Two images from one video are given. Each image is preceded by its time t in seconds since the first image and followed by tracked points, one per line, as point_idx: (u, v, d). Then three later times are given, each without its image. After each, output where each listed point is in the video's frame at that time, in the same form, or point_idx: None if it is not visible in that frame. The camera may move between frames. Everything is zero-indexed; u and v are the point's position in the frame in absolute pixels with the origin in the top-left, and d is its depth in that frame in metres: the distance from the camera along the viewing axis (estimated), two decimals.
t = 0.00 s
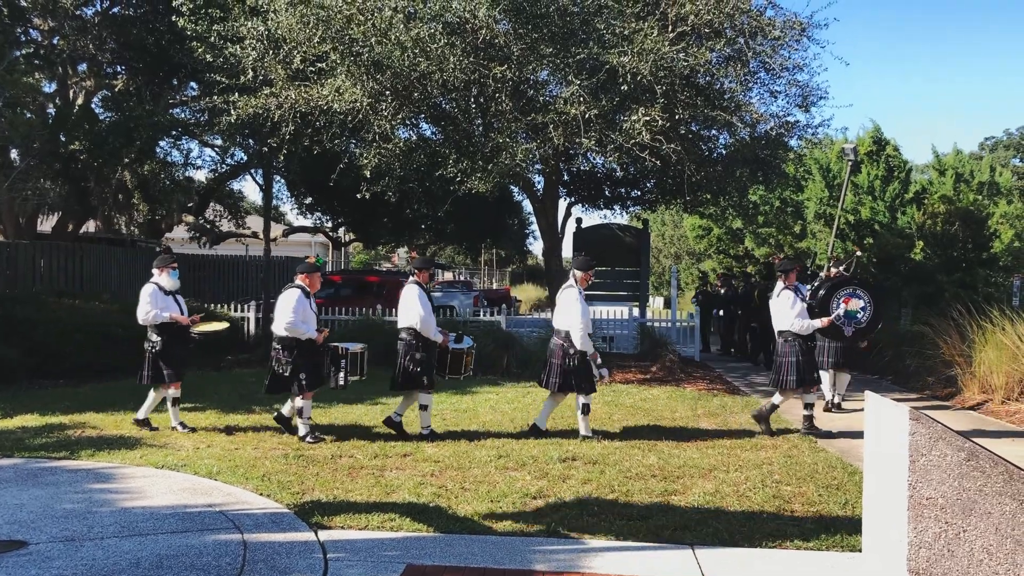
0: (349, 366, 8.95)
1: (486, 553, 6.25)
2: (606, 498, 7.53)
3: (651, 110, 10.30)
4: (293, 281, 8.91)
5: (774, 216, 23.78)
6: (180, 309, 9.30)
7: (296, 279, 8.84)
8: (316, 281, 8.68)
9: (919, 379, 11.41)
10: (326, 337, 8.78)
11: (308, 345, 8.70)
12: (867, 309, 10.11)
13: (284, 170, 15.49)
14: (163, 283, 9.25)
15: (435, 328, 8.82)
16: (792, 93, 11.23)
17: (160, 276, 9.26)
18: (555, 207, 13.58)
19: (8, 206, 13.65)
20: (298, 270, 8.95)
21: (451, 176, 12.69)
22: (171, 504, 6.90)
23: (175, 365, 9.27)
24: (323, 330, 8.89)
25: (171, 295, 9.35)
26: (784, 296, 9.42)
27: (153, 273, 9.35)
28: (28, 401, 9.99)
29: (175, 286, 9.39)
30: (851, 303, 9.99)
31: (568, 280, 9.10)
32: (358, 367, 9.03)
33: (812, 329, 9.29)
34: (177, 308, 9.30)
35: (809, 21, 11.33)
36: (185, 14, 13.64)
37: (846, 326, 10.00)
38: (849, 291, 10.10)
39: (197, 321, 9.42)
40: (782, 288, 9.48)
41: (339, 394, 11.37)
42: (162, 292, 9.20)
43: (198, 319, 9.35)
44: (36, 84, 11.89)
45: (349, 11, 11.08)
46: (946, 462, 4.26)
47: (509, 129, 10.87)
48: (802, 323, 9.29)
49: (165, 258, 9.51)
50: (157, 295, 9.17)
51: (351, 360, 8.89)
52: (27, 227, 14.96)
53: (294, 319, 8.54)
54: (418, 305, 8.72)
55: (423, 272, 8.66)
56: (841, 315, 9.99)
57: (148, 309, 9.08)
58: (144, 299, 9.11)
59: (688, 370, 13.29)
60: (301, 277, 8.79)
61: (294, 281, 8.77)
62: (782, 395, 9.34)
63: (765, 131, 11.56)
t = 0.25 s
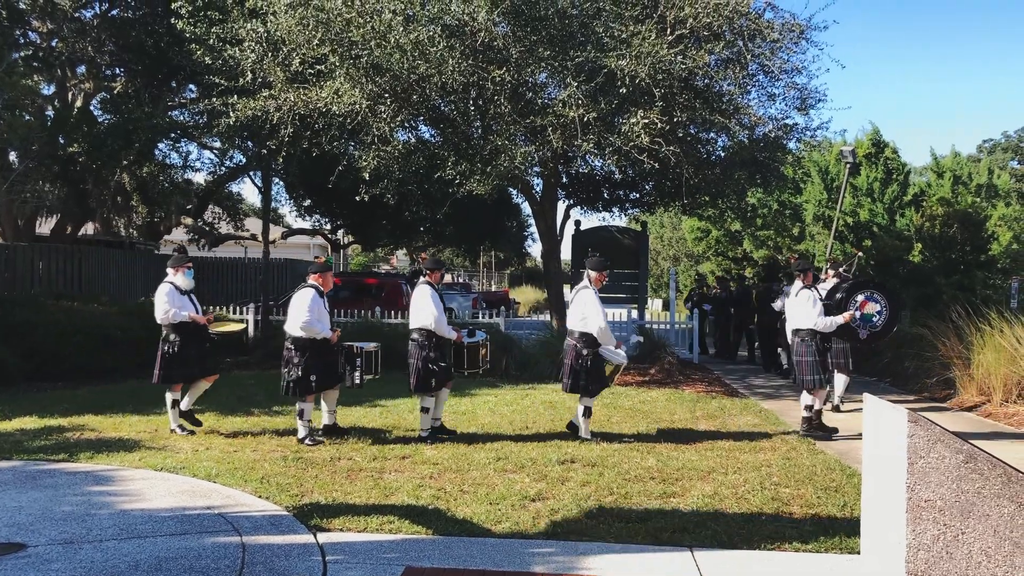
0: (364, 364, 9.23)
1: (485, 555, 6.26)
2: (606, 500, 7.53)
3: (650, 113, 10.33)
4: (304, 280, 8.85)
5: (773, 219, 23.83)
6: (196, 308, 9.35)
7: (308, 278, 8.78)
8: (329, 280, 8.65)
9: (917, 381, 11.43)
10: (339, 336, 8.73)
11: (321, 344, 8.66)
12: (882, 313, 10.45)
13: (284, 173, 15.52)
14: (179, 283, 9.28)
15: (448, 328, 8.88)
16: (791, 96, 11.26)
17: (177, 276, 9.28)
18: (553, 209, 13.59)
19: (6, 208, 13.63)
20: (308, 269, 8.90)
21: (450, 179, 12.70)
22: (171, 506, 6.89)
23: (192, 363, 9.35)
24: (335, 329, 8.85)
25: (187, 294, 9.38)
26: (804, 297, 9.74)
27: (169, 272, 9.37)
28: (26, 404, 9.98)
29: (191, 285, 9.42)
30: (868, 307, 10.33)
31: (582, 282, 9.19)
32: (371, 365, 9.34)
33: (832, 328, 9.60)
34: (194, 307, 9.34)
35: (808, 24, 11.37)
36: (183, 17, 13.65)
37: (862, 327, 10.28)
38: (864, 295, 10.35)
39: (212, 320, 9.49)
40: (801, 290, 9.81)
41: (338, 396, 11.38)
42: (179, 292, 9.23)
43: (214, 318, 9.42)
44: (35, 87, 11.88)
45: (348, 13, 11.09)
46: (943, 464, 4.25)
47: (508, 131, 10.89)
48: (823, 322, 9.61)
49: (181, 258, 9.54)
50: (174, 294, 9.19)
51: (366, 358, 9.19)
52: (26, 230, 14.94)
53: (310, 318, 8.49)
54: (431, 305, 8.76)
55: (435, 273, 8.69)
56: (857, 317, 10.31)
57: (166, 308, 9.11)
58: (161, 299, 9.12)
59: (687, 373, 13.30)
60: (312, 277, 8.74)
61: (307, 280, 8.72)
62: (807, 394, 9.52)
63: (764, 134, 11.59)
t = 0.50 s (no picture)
0: (376, 369, 8.99)
1: (485, 557, 6.25)
2: (606, 501, 7.53)
3: (649, 115, 10.34)
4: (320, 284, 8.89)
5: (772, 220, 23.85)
6: (211, 311, 9.23)
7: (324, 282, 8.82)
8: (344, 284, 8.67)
9: (917, 383, 11.43)
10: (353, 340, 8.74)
11: (334, 347, 8.67)
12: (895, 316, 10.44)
13: (284, 174, 15.52)
14: (194, 286, 9.13)
15: (462, 331, 8.86)
16: (790, 97, 11.27)
17: (191, 279, 9.13)
18: (553, 211, 13.58)
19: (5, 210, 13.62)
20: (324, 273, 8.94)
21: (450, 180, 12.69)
22: (171, 508, 6.88)
23: (210, 367, 9.20)
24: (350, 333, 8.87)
25: (201, 297, 9.25)
26: (818, 300, 9.74)
27: (182, 275, 9.21)
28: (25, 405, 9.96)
29: (205, 289, 9.31)
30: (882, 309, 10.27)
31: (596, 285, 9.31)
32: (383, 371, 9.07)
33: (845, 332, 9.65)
34: (209, 310, 9.22)
35: (807, 25, 11.38)
36: (183, 18, 13.65)
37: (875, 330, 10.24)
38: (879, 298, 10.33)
39: (228, 323, 9.37)
40: (815, 291, 9.80)
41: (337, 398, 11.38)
42: (194, 295, 9.09)
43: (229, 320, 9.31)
44: (35, 88, 11.88)
45: (348, 14, 11.10)
46: (945, 465, 4.25)
47: (507, 133, 10.91)
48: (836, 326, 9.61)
49: (193, 262, 9.39)
50: (190, 298, 9.05)
51: (378, 364, 8.95)
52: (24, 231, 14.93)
53: (323, 322, 8.52)
54: (445, 309, 8.75)
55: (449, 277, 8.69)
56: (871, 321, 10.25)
57: (182, 313, 8.98)
58: (177, 303, 8.97)
59: (686, 374, 13.30)
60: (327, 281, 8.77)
61: (322, 283, 8.75)
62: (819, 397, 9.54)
63: (763, 136, 11.60)
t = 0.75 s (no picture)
0: (388, 368, 8.97)
1: (487, 557, 6.24)
2: (607, 502, 7.52)
3: (649, 116, 10.36)
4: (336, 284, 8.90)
5: (772, 221, 23.85)
6: (229, 312, 9.16)
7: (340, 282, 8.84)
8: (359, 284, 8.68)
9: (917, 384, 11.45)
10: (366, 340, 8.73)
11: (349, 346, 8.66)
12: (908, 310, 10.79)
13: (284, 175, 15.52)
14: (211, 288, 9.07)
15: (476, 333, 8.84)
16: (791, 98, 11.28)
17: (208, 281, 9.07)
18: (553, 212, 13.58)
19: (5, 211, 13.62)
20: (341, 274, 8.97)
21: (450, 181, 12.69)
22: (172, 509, 6.86)
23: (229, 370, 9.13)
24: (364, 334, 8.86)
25: (219, 298, 9.20)
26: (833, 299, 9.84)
27: (200, 277, 9.16)
28: (26, 406, 9.95)
29: (223, 290, 9.25)
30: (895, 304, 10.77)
31: (609, 284, 9.38)
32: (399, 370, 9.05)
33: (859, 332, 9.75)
34: (226, 311, 9.16)
35: (808, 26, 11.39)
36: (183, 19, 13.67)
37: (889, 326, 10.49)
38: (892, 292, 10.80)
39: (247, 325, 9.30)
40: (829, 291, 9.91)
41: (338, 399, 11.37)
42: (211, 296, 9.04)
43: (247, 322, 9.23)
44: (34, 89, 11.87)
45: (348, 15, 11.11)
46: (947, 466, 4.25)
47: (507, 134, 10.93)
48: (851, 326, 9.68)
49: (211, 264, 9.34)
50: (207, 299, 9.01)
51: (393, 363, 8.91)
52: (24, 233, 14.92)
53: (336, 321, 8.53)
54: (460, 310, 8.75)
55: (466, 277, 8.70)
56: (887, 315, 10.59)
57: (200, 314, 8.92)
58: (195, 305, 8.93)
59: (686, 375, 13.31)
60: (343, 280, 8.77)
61: (338, 283, 8.77)
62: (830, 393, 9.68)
63: (764, 137, 11.61)
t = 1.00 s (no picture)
0: (401, 373, 8.97)
1: (488, 558, 6.23)
2: (608, 503, 7.52)
3: (649, 116, 10.36)
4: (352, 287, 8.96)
5: (773, 222, 23.84)
6: (245, 313, 9.08)
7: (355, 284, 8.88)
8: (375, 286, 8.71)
9: (918, 385, 11.44)
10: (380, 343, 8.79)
11: (361, 349, 8.75)
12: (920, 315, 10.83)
13: (284, 176, 15.50)
14: (227, 289, 8.99)
15: (491, 335, 8.83)
16: (791, 98, 11.29)
17: (225, 281, 8.99)
18: (553, 212, 13.58)
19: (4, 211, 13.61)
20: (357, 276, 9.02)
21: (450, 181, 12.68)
22: (172, 509, 6.85)
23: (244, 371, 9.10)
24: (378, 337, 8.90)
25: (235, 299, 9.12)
26: (852, 300, 9.61)
27: (216, 276, 9.07)
28: (26, 406, 9.94)
29: (239, 290, 9.17)
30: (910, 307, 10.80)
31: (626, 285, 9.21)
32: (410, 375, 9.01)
33: (878, 333, 9.56)
34: (243, 312, 9.08)
35: (808, 26, 11.40)
36: (183, 19, 13.68)
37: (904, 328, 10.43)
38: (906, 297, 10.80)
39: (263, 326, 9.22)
40: (848, 292, 9.65)
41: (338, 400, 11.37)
42: (228, 297, 8.96)
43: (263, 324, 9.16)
44: (34, 89, 11.87)
45: (349, 16, 11.11)
46: (949, 466, 4.24)
47: (508, 134, 10.93)
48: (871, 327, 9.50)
49: (226, 263, 9.24)
50: (224, 300, 8.94)
51: (406, 367, 8.93)
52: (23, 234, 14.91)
53: (351, 323, 8.62)
54: (476, 312, 8.75)
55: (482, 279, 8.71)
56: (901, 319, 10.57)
57: (217, 315, 8.85)
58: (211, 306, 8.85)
59: (687, 375, 13.31)
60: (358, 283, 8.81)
61: (353, 285, 8.82)
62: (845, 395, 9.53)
63: (764, 137, 11.62)
